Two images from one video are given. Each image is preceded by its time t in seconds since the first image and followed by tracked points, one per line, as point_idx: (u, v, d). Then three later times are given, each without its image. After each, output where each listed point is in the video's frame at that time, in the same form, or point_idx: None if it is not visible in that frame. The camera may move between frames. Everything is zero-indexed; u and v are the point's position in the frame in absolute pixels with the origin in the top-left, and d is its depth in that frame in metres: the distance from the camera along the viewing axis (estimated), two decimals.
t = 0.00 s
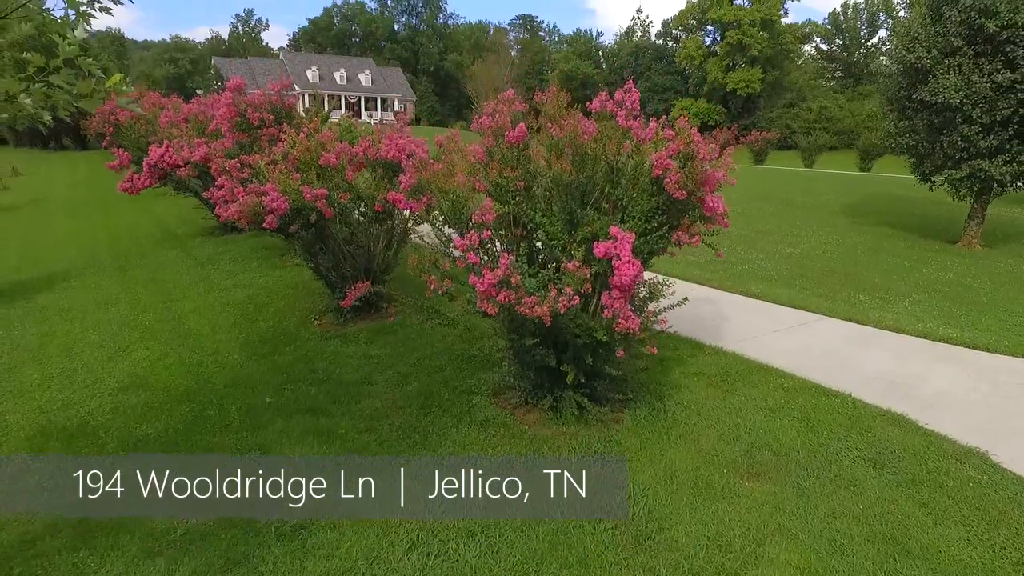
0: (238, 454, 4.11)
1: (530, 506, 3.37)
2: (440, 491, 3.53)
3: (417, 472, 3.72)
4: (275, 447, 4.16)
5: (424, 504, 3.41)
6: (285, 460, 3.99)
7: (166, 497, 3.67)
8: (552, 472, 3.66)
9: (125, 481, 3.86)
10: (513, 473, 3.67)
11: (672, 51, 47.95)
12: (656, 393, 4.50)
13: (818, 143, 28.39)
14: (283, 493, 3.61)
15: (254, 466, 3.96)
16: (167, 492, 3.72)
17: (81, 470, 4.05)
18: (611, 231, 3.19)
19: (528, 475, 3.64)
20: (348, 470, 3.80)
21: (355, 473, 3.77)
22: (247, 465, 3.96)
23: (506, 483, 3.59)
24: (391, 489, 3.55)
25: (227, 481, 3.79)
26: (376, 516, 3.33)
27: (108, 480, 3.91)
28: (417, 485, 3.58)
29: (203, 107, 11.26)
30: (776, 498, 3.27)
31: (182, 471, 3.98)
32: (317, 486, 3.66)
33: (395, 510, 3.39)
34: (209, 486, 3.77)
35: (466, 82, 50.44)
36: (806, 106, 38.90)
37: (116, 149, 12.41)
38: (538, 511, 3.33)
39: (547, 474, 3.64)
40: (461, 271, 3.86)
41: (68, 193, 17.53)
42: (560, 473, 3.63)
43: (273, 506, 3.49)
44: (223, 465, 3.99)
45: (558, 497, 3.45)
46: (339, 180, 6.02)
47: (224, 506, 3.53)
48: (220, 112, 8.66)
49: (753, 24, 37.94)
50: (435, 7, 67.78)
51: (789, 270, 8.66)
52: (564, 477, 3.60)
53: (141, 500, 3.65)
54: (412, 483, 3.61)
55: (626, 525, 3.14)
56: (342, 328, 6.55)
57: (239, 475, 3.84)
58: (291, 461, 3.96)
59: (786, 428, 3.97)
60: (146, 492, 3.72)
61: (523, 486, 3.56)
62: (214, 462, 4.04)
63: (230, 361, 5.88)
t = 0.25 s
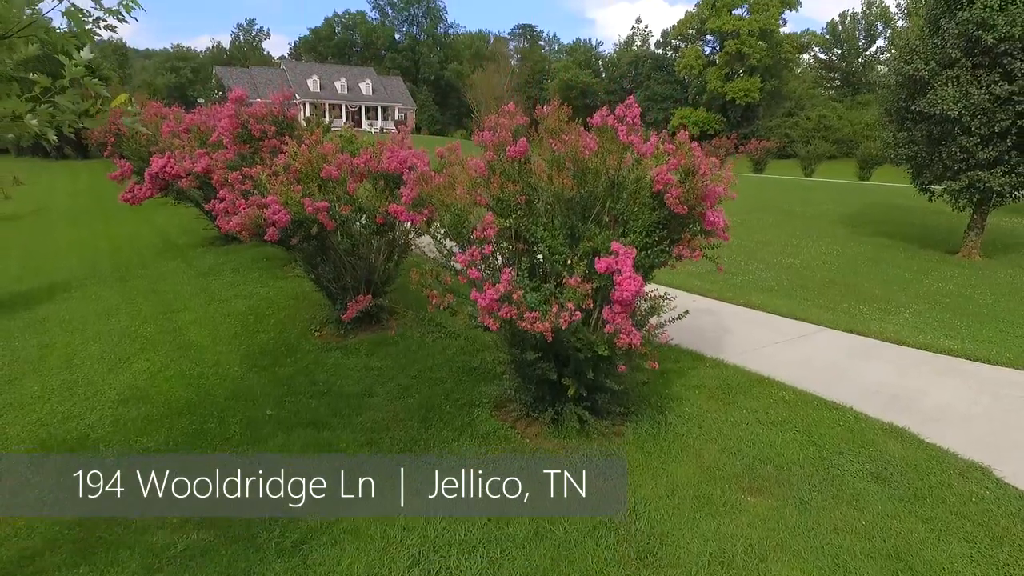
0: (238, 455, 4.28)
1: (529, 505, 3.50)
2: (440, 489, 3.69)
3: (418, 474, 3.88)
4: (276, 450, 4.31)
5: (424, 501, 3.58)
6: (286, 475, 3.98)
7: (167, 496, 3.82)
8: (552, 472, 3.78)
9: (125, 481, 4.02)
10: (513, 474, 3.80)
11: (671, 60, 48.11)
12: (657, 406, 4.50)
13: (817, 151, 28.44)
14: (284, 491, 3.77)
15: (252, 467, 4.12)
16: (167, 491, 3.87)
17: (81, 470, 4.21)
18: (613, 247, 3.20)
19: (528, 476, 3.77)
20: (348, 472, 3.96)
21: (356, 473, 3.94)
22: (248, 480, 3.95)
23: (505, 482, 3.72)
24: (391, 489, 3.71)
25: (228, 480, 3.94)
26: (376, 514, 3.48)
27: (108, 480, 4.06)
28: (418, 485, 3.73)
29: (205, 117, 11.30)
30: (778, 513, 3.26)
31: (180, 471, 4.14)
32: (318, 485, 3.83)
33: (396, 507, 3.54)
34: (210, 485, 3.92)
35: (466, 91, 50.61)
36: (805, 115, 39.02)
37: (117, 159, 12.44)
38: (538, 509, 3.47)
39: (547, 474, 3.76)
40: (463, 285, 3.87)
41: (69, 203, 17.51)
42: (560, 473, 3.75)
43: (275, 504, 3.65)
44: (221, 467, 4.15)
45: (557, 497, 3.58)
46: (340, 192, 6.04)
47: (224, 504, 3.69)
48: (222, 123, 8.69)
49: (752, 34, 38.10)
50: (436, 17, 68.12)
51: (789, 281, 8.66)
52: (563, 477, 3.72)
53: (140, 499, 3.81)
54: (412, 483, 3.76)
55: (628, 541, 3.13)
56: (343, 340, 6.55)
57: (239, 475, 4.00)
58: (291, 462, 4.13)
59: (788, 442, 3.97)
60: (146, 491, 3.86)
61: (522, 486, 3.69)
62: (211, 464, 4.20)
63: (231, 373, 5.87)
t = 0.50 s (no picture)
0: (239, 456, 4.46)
1: (530, 505, 3.64)
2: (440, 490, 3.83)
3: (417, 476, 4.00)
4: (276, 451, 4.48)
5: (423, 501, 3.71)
6: (287, 489, 3.97)
7: (168, 495, 3.98)
8: (552, 472, 3.91)
9: (125, 481, 4.19)
10: (513, 475, 3.93)
11: (670, 70, 48.33)
12: (659, 419, 4.49)
13: (816, 160, 28.55)
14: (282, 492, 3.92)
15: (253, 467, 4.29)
16: (168, 490, 4.04)
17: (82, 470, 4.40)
18: (613, 262, 3.21)
19: (528, 476, 3.90)
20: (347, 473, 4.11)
21: (356, 474, 4.09)
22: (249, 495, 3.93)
23: (505, 483, 3.86)
24: (388, 490, 3.86)
25: (228, 480, 4.10)
26: (373, 513, 3.63)
27: (108, 480, 4.24)
28: (418, 486, 3.87)
29: (206, 128, 11.34)
30: (780, 528, 3.26)
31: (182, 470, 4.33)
32: (317, 485, 3.98)
33: (394, 508, 3.69)
34: (210, 485, 4.09)
35: (467, 100, 50.79)
36: (804, 124, 39.16)
37: (118, 169, 12.47)
38: (540, 509, 3.60)
39: (548, 475, 3.88)
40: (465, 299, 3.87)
41: (70, 212, 17.53)
42: (560, 474, 3.88)
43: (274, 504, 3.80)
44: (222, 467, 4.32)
45: (558, 496, 3.71)
46: (342, 205, 6.07)
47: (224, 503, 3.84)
48: (224, 135, 8.73)
49: (750, 43, 38.32)
50: (436, 27, 68.50)
51: (790, 292, 8.66)
52: (563, 477, 3.85)
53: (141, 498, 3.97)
54: (411, 484, 3.90)
55: (630, 557, 3.12)
56: (344, 352, 6.55)
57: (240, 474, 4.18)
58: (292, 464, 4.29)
59: (790, 455, 3.96)
60: (146, 491, 4.03)
61: (522, 487, 3.82)
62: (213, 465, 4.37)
63: (231, 385, 5.87)
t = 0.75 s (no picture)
0: (237, 457, 4.63)
1: (530, 505, 3.76)
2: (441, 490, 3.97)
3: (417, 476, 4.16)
4: (275, 452, 4.64)
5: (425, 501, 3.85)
6: (287, 503, 3.96)
7: (168, 494, 4.15)
8: (553, 472, 4.00)
9: (125, 481, 4.36)
10: (513, 474, 4.06)
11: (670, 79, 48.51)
12: (660, 432, 4.48)
13: (815, 169, 28.62)
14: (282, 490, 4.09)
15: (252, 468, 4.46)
16: (168, 490, 4.20)
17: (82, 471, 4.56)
18: (615, 276, 3.21)
19: (527, 476, 4.03)
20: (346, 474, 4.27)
21: (353, 475, 4.22)
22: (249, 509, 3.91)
23: (505, 483, 3.98)
24: (387, 489, 4.01)
25: (227, 480, 4.27)
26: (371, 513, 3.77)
27: (108, 480, 4.41)
28: (419, 486, 4.00)
29: (208, 139, 11.37)
30: (782, 543, 3.25)
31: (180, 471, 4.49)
32: (317, 485, 4.13)
33: (395, 507, 3.82)
34: (210, 485, 4.25)
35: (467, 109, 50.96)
36: (803, 133, 39.27)
37: (119, 179, 12.49)
38: (541, 509, 3.72)
39: (548, 475, 3.98)
40: (466, 313, 3.87)
41: (70, 221, 17.55)
42: (560, 473, 4.00)
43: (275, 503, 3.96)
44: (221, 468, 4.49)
45: (559, 497, 3.84)
46: (343, 217, 6.09)
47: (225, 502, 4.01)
48: (225, 146, 8.76)
49: (749, 52, 38.50)
50: (437, 36, 68.85)
51: (790, 302, 8.67)
52: (564, 477, 3.97)
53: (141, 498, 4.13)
54: (410, 485, 4.03)
55: (631, 573, 3.11)
56: (344, 363, 6.54)
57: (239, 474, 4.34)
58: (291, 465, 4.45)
59: (791, 469, 3.95)
60: (146, 491, 4.19)
61: (522, 486, 3.95)
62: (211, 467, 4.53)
63: (231, 397, 5.87)
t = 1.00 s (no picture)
0: (236, 458, 4.79)
1: (529, 505, 3.89)
2: (441, 490, 4.12)
3: (417, 477, 4.31)
4: (275, 454, 4.80)
5: (425, 501, 4.00)
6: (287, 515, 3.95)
7: (168, 494, 4.31)
8: (553, 472, 4.09)
9: (125, 481, 4.52)
10: (513, 474, 4.18)
11: (669, 87, 48.66)
12: (661, 443, 4.48)
13: (814, 177, 28.67)
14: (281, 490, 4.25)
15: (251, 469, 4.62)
16: (168, 490, 4.36)
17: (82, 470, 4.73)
18: (616, 290, 3.21)
19: (526, 475, 4.15)
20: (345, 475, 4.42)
21: (351, 476, 4.37)
22: (249, 521, 3.90)
23: (505, 483, 4.11)
24: (386, 489, 4.16)
25: (227, 481, 4.42)
26: (367, 513, 3.91)
27: (108, 480, 4.58)
28: (419, 487, 4.15)
29: (209, 148, 11.40)
30: (784, 557, 3.24)
31: (180, 471, 4.66)
32: (316, 485, 4.29)
33: (391, 507, 3.96)
34: (209, 485, 4.41)
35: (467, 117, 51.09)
36: (802, 141, 39.37)
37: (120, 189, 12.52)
38: (540, 509, 3.84)
39: (549, 475, 4.08)
40: (467, 326, 3.88)
41: (71, 230, 17.55)
42: (560, 473, 4.08)
43: (275, 502, 4.11)
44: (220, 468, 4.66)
45: (560, 497, 3.95)
46: (344, 227, 6.10)
47: (225, 502, 4.16)
48: (227, 155, 8.78)
49: (748, 61, 38.67)
50: (437, 45, 69.15)
51: (790, 312, 8.67)
52: (564, 477, 4.06)
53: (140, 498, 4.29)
54: (410, 487, 4.17)
55: None
56: (345, 373, 6.54)
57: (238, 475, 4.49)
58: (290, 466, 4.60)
59: (793, 482, 3.94)
60: (146, 491, 4.35)
61: (522, 487, 4.07)
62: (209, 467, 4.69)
63: (232, 407, 5.87)
